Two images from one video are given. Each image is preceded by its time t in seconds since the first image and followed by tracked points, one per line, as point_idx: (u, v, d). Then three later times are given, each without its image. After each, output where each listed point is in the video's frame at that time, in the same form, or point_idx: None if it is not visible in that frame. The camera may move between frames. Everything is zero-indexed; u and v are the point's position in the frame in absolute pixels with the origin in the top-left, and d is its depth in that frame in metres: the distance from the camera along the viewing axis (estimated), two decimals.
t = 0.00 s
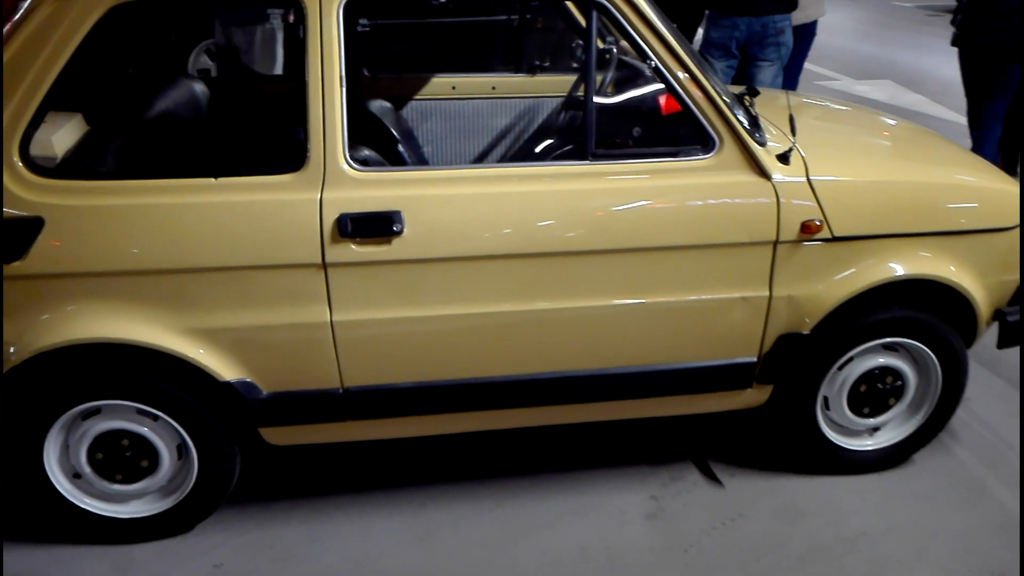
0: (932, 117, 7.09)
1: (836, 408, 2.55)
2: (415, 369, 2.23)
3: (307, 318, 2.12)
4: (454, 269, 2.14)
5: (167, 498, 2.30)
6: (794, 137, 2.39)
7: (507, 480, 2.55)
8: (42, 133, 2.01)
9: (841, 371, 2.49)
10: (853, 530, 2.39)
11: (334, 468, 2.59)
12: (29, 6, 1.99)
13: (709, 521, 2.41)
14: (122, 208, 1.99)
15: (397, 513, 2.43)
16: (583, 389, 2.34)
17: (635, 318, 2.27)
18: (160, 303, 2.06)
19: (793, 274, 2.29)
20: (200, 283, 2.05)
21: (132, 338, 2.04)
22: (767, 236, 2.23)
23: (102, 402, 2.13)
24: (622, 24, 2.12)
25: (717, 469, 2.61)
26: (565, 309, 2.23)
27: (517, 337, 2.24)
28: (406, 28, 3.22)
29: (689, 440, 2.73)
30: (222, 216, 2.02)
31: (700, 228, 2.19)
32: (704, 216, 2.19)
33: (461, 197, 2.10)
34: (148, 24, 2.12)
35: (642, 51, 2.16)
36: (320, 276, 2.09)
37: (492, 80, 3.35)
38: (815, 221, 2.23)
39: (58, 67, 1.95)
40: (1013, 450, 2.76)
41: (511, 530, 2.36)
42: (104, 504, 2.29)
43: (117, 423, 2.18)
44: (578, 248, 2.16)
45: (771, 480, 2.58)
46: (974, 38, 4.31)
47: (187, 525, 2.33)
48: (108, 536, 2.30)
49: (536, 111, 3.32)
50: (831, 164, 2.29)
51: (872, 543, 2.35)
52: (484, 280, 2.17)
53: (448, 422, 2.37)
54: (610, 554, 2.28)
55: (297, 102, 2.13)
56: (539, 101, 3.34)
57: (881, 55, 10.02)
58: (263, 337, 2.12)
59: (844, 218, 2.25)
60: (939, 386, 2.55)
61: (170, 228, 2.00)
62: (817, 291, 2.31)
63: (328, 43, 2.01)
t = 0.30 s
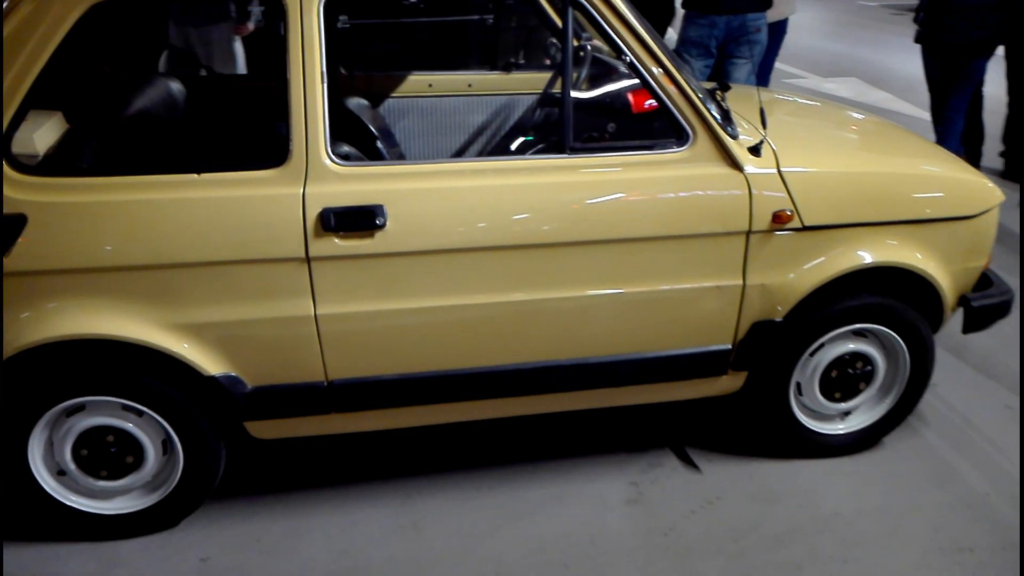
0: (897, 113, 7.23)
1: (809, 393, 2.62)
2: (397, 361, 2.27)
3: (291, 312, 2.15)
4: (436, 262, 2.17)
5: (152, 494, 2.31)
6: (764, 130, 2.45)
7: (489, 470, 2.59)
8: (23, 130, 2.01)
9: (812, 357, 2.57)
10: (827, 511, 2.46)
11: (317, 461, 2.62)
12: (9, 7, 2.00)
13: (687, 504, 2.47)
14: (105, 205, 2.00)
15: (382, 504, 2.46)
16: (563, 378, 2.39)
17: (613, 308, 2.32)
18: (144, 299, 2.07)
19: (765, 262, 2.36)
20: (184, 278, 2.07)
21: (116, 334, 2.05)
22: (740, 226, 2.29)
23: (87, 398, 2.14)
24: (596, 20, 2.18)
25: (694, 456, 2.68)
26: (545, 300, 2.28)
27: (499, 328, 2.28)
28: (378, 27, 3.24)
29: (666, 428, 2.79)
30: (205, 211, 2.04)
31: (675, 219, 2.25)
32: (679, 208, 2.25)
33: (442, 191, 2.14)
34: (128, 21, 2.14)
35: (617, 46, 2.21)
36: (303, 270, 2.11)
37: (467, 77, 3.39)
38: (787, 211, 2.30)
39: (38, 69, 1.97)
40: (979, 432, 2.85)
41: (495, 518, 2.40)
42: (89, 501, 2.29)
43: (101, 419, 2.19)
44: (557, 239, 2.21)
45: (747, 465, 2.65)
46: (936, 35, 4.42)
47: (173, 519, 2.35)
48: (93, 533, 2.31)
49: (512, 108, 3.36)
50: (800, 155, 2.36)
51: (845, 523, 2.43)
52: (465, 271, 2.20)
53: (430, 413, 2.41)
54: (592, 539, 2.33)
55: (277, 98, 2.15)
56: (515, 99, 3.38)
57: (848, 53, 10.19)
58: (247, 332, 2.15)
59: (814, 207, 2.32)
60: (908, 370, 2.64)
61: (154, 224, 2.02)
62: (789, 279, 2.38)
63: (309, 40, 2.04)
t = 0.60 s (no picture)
0: (862, 108, 7.38)
1: (785, 378, 2.70)
2: (385, 354, 2.30)
3: (279, 306, 2.17)
4: (423, 254, 2.20)
5: (141, 490, 2.32)
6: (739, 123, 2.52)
7: (475, 461, 2.63)
8: (9, 127, 2.01)
9: (788, 344, 2.64)
10: (806, 493, 2.54)
11: (304, 456, 2.64)
12: None
13: (670, 489, 2.53)
14: (92, 201, 2.01)
15: (370, 497, 2.48)
16: (547, 368, 2.43)
17: (596, 298, 2.37)
18: (132, 295, 2.08)
19: (743, 251, 2.42)
20: (172, 274, 2.08)
21: (105, 330, 2.05)
22: (718, 216, 2.35)
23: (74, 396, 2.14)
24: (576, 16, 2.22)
25: (675, 442, 2.74)
26: (530, 290, 2.32)
27: (484, 319, 2.32)
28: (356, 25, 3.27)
29: (647, 417, 2.85)
30: (193, 206, 2.05)
31: (655, 210, 2.31)
32: (659, 199, 2.30)
33: (428, 184, 2.17)
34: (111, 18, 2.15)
35: (596, 42, 2.26)
36: (291, 264, 2.13)
37: (444, 74, 3.41)
38: (762, 202, 2.36)
39: (25, 65, 1.99)
40: (948, 415, 2.94)
41: (483, 507, 2.44)
42: (78, 499, 2.29)
43: (89, 417, 2.19)
44: (541, 231, 2.25)
45: (726, 450, 2.71)
46: (898, 31, 4.54)
47: (163, 516, 2.35)
48: (81, 531, 2.31)
49: (489, 106, 3.36)
50: (774, 147, 2.43)
51: (823, 503, 2.50)
52: (451, 264, 2.24)
53: (416, 405, 2.44)
54: (579, 524, 2.38)
55: (262, 94, 2.17)
56: (492, 96, 3.39)
57: (812, 51, 10.36)
58: (235, 326, 2.16)
59: (789, 197, 2.39)
60: (880, 354, 2.72)
61: (141, 220, 2.03)
62: (765, 267, 2.45)
63: (294, 36, 2.06)
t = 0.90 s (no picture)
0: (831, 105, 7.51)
1: (766, 368, 2.75)
2: (373, 350, 2.31)
3: (268, 304, 2.18)
4: (411, 251, 2.23)
5: (131, 490, 2.31)
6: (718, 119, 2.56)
7: (463, 455, 2.65)
8: None
9: (769, 335, 2.70)
10: (788, 480, 2.59)
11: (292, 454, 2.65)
12: None
13: (657, 479, 2.57)
14: (79, 200, 2.00)
15: (360, 492, 2.50)
16: (534, 362, 2.46)
17: (581, 292, 2.41)
18: (121, 294, 2.08)
19: (724, 244, 2.47)
20: (161, 273, 2.09)
21: (94, 330, 2.05)
22: (700, 210, 2.40)
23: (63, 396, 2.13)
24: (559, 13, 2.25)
25: (660, 433, 2.79)
26: (517, 285, 2.35)
27: (472, 314, 2.35)
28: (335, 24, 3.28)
29: (631, 409, 2.90)
30: (182, 205, 2.06)
31: (639, 204, 2.35)
32: (642, 194, 2.34)
33: (415, 181, 2.19)
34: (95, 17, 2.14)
35: (579, 39, 2.29)
36: (280, 262, 2.14)
37: (424, 73, 3.48)
38: (742, 195, 2.42)
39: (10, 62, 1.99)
40: (923, 402, 3.02)
41: (473, 500, 2.47)
42: (67, 501, 2.29)
43: (78, 417, 2.18)
44: (527, 226, 2.28)
45: (709, 440, 2.76)
46: (866, 29, 4.63)
47: (153, 515, 2.35)
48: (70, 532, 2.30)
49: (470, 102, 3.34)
50: (753, 142, 2.48)
51: (804, 489, 2.56)
52: (439, 259, 2.26)
53: (406, 400, 2.46)
54: (568, 515, 2.41)
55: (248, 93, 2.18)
56: (472, 93, 3.40)
57: (781, 49, 10.52)
58: (225, 324, 2.17)
59: (768, 191, 2.44)
60: (857, 344, 2.79)
61: (130, 219, 2.03)
62: (745, 260, 2.50)
63: (281, 34, 2.07)
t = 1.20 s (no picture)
0: (811, 104, 7.58)
1: (757, 365, 2.78)
2: (369, 351, 2.31)
3: (263, 305, 2.17)
4: (405, 251, 2.23)
5: (125, 494, 2.30)
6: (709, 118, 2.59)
7: (457, 454, 2.66)
8: None
9: (759, 332, 2.72)
10: (780, 475, 2.62)
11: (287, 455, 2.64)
12: None
13: (651, 476, 2.59)
14: (72, 201, 1.99)
15: (356, 493, 2.50)
16: (529, 360, 2.47)
17: (575, 290, 2.42)
18: (114, 297, 2.07)
19: (715, 242, 2.49)
20: (155, 274, 2.08)
21: (87, 333, 2.04)
22: (692, 208, 2.42)
23: (56, 400, 2.12)
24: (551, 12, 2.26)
25: (652, 430, 2.80)
26: (511, 284, 2.36)
27: (466, 314, 2.35)
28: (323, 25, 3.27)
29: (623, 407, 2.91)
30: (176, 206, 2.05)
31: (632, 203, 2.36)
32: (635, 192, 2.36)
33: (409, 181, 2.19)
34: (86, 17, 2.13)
35: (571, 38, 2.30)
36: (275, 263, 2.14)
37: (412, 73, 3.45)
38: (733, 193, 2.44)
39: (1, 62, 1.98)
40: (910, 397, 3.06)
41: (468, 499, 2.48)
42: (60, 505, 2.27)
43: (71, 421, 2.17)
44: (521, 226, 2.29)
45: (702, 437, 2.79)
46: (848, 28, 4.69)
47: (147, 519, 2.34)
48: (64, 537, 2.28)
49: (460, 102, 3.34)
50: (743, 141, 2.51)
51: (796, 484, 2.59)
52: (434, 259, 2.26)
53: (401, 400, 2.46)
54: (564, 512, 2.43)
55: (241, 94, 2.17)
56: (461, 93, 3.40)
57: (761, 49, 10.60)
58: (220, 326, 2.16)
59: (758, 189, 2.46)
60: (846, 340, 2.82)
61: (123, 220, 2.02)
62: (737, 257, 2.53)
63: (274, 35, 2.07)
